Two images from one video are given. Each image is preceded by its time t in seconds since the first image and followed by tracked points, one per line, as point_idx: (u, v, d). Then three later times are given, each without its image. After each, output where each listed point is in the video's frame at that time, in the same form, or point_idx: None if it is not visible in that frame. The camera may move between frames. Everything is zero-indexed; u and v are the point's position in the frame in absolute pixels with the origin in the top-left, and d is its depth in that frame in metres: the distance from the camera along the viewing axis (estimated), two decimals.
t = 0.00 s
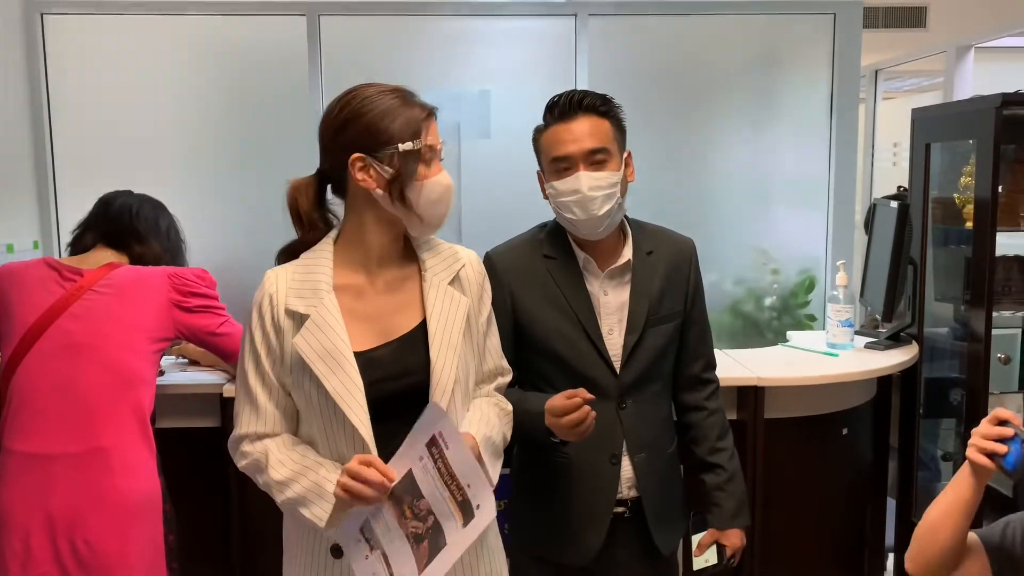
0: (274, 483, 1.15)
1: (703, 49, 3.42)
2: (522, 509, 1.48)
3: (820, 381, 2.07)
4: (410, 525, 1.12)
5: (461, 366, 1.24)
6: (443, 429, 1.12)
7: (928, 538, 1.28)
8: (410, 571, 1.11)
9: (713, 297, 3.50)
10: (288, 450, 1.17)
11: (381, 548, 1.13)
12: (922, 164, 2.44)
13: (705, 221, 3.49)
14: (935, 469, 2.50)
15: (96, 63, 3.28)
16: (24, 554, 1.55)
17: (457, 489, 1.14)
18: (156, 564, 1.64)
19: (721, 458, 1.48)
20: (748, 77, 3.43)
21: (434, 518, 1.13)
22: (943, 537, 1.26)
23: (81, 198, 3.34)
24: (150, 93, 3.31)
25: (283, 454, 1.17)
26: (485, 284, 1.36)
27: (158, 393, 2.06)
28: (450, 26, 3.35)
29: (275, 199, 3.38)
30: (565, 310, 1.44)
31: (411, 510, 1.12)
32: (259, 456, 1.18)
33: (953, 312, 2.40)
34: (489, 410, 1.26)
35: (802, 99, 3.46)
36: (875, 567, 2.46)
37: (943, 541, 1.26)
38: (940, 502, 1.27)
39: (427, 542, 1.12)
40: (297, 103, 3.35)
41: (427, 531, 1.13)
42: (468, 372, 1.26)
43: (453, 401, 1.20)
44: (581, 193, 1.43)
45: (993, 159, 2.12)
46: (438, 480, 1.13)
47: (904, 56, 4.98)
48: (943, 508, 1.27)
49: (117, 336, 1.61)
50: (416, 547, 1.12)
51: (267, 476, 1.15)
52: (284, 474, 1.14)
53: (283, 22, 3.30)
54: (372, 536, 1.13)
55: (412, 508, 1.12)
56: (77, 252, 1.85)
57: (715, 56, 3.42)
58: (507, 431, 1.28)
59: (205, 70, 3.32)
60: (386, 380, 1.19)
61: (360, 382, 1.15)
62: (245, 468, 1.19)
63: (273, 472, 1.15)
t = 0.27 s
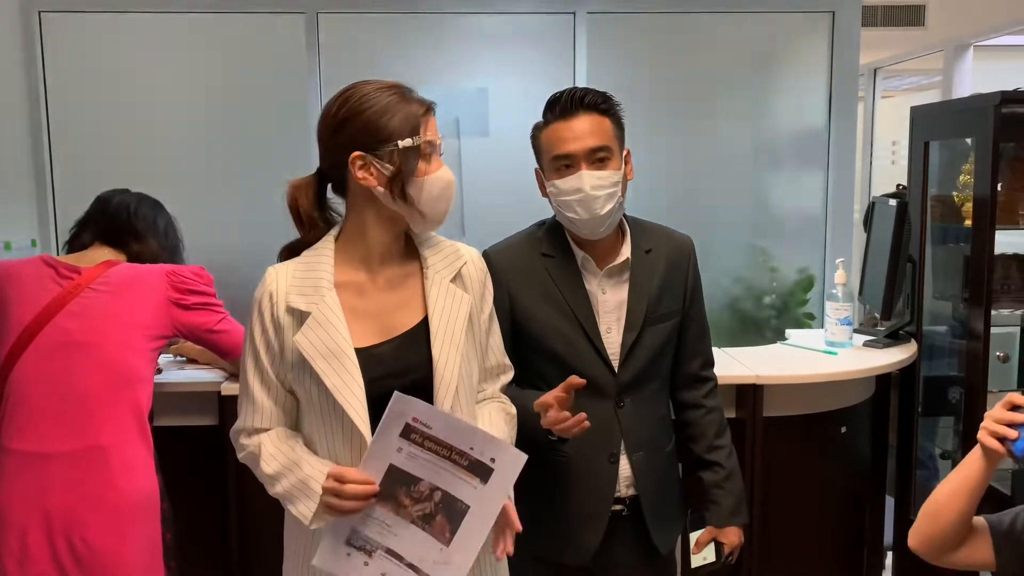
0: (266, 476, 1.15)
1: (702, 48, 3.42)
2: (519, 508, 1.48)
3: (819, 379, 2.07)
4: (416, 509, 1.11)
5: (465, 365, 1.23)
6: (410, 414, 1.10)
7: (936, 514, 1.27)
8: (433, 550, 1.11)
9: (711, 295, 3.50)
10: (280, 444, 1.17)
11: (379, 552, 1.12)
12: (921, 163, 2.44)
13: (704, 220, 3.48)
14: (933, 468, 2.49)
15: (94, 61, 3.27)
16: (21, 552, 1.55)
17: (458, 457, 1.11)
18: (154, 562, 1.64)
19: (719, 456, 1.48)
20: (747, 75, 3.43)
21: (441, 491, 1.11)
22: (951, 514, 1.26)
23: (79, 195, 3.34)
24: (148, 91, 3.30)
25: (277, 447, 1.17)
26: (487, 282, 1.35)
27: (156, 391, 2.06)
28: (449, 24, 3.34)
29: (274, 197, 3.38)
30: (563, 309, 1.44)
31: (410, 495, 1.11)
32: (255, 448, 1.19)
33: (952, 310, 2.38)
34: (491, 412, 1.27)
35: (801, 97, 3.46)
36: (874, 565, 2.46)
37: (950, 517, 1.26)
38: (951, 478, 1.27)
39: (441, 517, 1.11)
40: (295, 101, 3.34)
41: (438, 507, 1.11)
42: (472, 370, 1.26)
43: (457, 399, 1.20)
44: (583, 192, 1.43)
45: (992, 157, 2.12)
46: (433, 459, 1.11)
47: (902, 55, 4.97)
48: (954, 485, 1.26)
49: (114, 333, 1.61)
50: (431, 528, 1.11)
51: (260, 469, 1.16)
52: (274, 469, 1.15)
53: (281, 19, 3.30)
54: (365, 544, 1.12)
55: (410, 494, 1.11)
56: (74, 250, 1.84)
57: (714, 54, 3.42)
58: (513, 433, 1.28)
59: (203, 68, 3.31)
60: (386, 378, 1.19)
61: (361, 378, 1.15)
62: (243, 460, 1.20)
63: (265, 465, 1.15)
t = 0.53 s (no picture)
0: (263, 471, 1.16)
1: (703, 45, 3.41)
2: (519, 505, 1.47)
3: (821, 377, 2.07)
4: (408, 502, 1.08)
5: (467, 363, 1.23)
6: (385, 426, 1.01)
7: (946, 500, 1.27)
8: (433, 527, 1.10)
9: (712, 293, 3.50)
10: (277, 439, 1.18)
11: (378, 543, 1.12)
12: (922, 160, 2.44)
13: (705, 217, 3.48)
14: (933, 465, 2.49)
15: (94, 57, 3.26)
16: (21, 549, 1.55)
17: (441, 451, 1.04)
18: (154, 559, 1.64)
19: (719, 453, 1.48)
20: (748, 73, 3.43)
21: (428, 482, 1.06)
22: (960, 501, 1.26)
23: (78, 193, 3.33)
24: (147, 88, 3.30)
25: (274, 443, 1.17)
26: (490, 281, 1.34)
27: (156, 388, 2.06)
28: (449, 21, 3.34)
29: (274, 194, 3.37)
30: (564, 306, 1.43)
31: (399, 491, 1.07)
32: (253, 441, 1.19)
33: (953, 307, 2.39)
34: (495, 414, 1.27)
35: (802, 95, 3.45)
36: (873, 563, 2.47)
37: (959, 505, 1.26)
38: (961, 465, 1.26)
39: (434, 503, 1.08)
40: (295, 98, 3.34)
41: (430, 496, 1.07)
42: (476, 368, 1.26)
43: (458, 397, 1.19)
44: (589, 190, 1.42)
45: (993, 154, 2.11)
46: (416, 460, 1.05)
47: (903, 53, 4.97)
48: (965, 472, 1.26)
49: (114, 330, 1.61)
50: (426, 513, 1.09)
51: (257, 463, 1.17)
52: (271, 466, 1.15)
53: (281, 16, 3.29)
54: (363, 540, 1.12)
55: (399, 492, 1.07)
56: (74, 247, 1.84)
57: (715, 52, 3.42)
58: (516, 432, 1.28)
59: (203, 65, 3.31)
60: (385, 375, 1.18)
61: (360, 376, 1.15)
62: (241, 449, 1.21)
63: (262, 460, 1.16)
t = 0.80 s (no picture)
0: (263, 461, 1.17)
1: (705, 41, 3.40)
2: (520, 501, 1.47)
3: (822, 374, 2.06)
4: (381, 495, 1.07)
5: (466, 362, 1.22)
6: (331, 431, 1.02)
7: (955, 494, 1.22)
8: (417, 508, 1.10)
9: (714, 290, 3.49)
10: (278, 429, 1.19)
11: (371, 539, 1.11)
12: (925, 156, 2.43)
13: (706, 214, 3.47)
14: (933, 462, 2.49)
15: (95, 54, 3.26)
16: (22, 545, 1.55)
17: (396, 439, 1.04)
18: (155, 555, 1.64)
19: (720, 450, 1.47)
20: (750, 69, 3.42)
21: (394, 471, 1.06)
22: (969, 495, 1.21)
23: (79, 189, 3.33)
24: (148, 84, 3.30)
25: (274, 433, 1.18)
26: (496, 280, 1.31)
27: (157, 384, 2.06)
28: (450, 17, 3.33)
29: (275, 191, 3.37)
30: (565, 301, 1.43)
31: (369, 489, 1.06)
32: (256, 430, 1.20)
33: (955, 304, 2.39)
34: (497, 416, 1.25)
35: (804, 91, 3.44)
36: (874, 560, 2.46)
37: (970, 499, 1.21)
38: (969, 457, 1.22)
39: (405, 486, 1.07)
40: (296, 94, 3.33)
41: (402, 481, 1.07)
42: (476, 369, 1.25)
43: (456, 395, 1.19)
44: (595, 186, 1.41)
45: (996, 150, 2.11)
46: (375, 458, 1.04)
47: (906, 49, 4.96)
48: (975, 464, 1.21)
49: (114, 326, 1.61)
50: (404, 498, 1.08)
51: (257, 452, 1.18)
52: (269, 456, 1.16)
53: (282, 12, 3.29)
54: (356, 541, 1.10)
55: (371, 490, 1.06)
56: (73, 241, 1.83)
57: (717, 48, 3.41)
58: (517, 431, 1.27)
59: (203, 61, 3.30)
60: (384, 371, 1.18)
61: (355, 374, 1.15)
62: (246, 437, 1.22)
63: (262, 450, 1.17)
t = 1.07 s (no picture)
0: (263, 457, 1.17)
1: (707, 39, 3.40)
2: (522, 498, 1.48)
3: (823, 372, 2.06)
4: (369, 514, 1.06)
5: (467, 363, 1.22)
6: (324, 430, 1.06)
7: (963, 485, 1.17)
8: (403, 541, 1.07)
9: (715, 288, 3.49)
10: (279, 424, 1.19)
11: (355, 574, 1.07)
12: (927, 154, 2.43)
13: (708, 212, 3.47)
14: (934, 460, 2.50)
15: (97, 51, 3.26)
16: (25, 542, 1.55)
17: (384, 448, 1.05)
18: (157, 552, 1.64)
19: (721, 448, 1.48)
20: (752, 67, 3.41)
21: (385, 486, 1.06)
22: (978, 486, 1.16)
23: (82, 186, 3.34)
24: (150, 82, 3.30)
25: (275, 428, 1.19)
26: (500, 280, 1.31)
27: (159, 381, 2.06)
28: (453, 15, 3.33)
29: (277, 189, 3.37)
30: (568, 299, 1.43)
31: (359, 504, 1.06)
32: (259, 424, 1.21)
33: (957, 303, 2.39)
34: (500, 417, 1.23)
35: (807, 89, 3.44)
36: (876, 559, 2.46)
37: (979, 491, 1.16)
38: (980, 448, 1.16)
39: (395, 508, 1.07)
40: (298, 92, 3.33)
41: (389, 502, 1.06)
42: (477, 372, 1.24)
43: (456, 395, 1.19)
44: (605, 186, 1.42)
45: (999, 148, 2.10)
46: (363, 465, 1.05)
47: (909, 47, 4.95)
48: (985, 454, 1.15)
49: (117, 323, 1.61)
50: (390, 526, 1.07)
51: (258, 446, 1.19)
52: (267, 453, 1.17)
53: (284, 10, 3.29)
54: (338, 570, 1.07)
55: (357, 505, 1.06)
56: (76, 237, 1.83)
57: (719, 46, 3.40)
58: (519, 435, 1.26)
59: (205, 59, 3.30)
60: (384, 370, 1.18)
61: (354, 375, 1.15)
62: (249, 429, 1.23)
63: (262, 446, 1.17)
